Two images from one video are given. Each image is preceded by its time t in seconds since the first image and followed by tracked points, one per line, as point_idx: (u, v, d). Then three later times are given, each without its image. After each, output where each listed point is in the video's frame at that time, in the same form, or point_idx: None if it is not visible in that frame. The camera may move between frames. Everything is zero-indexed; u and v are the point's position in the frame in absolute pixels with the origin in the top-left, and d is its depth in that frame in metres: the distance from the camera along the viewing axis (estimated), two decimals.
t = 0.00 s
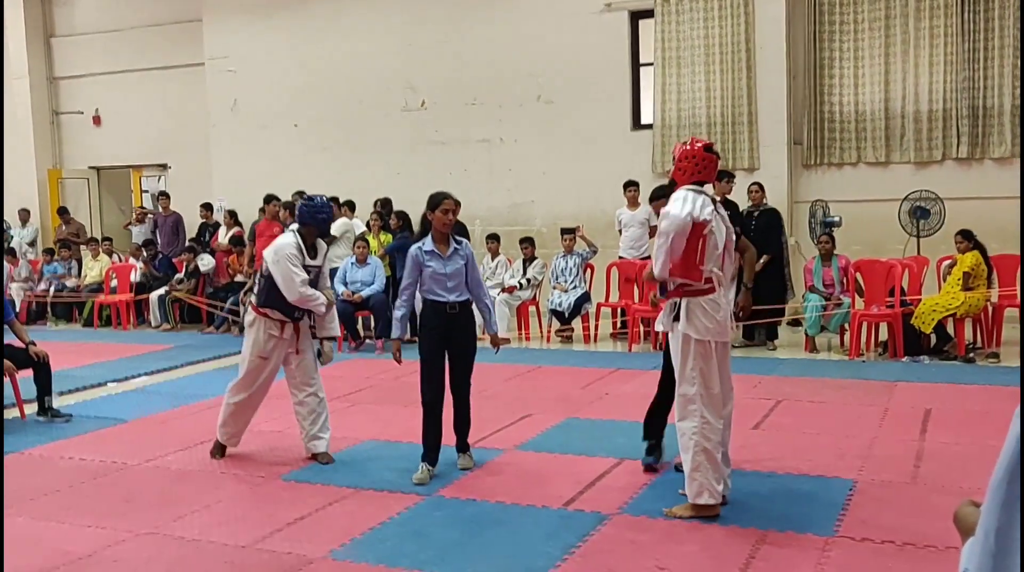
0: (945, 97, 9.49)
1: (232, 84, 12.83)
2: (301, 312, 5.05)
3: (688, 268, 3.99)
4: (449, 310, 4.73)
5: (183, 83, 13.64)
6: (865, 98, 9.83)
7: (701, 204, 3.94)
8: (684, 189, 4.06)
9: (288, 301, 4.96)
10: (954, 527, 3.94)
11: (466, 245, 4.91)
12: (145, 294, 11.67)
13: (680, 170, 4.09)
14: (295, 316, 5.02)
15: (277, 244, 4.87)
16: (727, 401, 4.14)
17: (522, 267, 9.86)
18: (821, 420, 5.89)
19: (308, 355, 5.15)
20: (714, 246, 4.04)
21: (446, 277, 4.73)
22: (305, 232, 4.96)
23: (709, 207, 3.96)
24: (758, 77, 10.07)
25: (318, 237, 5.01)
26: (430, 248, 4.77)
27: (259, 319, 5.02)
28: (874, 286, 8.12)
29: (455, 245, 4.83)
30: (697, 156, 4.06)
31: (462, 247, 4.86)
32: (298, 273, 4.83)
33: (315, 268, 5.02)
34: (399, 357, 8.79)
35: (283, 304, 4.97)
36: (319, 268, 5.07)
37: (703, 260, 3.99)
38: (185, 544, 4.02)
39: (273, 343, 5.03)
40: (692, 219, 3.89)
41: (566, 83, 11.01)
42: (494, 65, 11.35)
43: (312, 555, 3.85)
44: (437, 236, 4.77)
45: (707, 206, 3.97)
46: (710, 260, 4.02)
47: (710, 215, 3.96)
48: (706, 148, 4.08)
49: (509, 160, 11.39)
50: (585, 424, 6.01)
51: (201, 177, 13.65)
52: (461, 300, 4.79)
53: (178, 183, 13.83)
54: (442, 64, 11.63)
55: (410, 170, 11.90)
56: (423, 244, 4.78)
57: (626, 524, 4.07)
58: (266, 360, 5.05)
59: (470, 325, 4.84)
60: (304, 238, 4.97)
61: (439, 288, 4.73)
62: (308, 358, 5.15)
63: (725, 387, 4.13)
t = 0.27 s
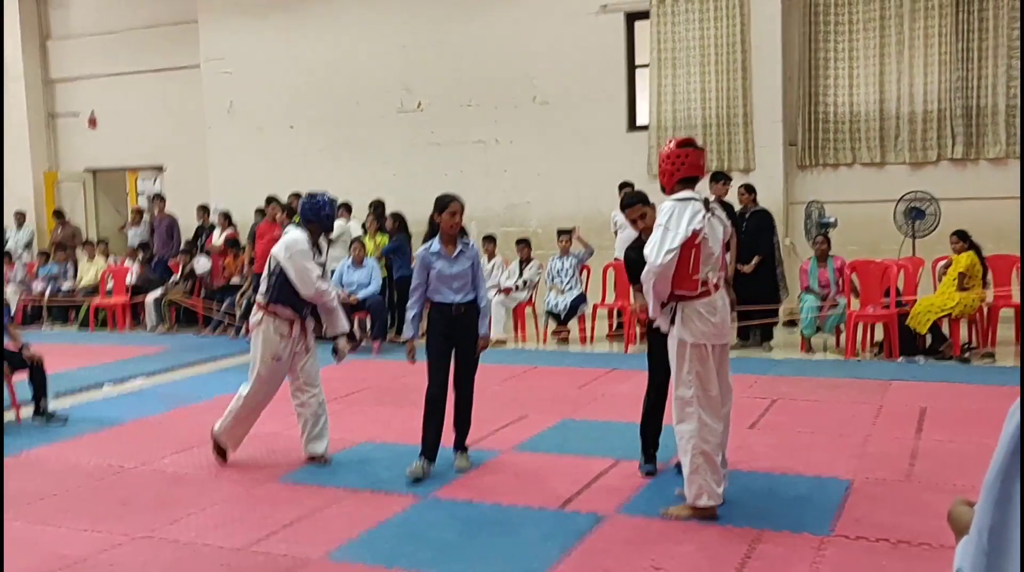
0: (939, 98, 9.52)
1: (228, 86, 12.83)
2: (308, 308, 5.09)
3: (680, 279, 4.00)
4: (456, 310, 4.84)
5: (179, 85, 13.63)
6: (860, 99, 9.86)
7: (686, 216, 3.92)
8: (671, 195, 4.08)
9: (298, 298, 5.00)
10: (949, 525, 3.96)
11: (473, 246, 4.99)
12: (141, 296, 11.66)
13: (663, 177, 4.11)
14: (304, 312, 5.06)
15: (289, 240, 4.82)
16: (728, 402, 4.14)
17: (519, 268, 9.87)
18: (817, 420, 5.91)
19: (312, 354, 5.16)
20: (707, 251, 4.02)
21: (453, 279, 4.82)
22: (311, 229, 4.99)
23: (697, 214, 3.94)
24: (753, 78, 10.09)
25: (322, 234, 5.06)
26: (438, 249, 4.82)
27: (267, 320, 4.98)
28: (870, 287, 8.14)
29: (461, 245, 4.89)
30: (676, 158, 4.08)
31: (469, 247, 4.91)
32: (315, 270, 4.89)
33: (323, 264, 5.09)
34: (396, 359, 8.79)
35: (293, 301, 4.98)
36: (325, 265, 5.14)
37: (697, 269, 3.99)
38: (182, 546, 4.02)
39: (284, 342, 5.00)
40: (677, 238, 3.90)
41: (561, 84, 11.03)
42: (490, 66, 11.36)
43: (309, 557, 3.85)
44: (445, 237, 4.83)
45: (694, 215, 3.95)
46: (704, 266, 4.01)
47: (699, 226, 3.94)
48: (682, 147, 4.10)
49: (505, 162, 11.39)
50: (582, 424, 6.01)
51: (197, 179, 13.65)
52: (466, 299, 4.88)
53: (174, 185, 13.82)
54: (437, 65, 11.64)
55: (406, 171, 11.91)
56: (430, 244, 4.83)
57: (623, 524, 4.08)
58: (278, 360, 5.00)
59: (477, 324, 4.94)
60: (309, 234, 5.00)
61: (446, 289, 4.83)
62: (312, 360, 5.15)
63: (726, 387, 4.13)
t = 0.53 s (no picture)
0: (936, 93, 9.52)
1: (224, 79, 12.79)
2: (300, 300, 5.06)
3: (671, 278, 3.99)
4: (456, 302, 4.92)
5: (175, 77, 13.59)
6: (857, 94, 9.85)
7: (677, 213, 3.89)
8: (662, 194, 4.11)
9: (285, 291, 4.97)
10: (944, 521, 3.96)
11: (477, 242, 5.08)
12: (137, 290, 11.63)
13: (651, 175, 4.14)
14: (295, 304, 5.03)
15: (270, 233, 4.86)
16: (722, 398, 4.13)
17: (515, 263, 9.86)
18: (813, 415, 5.91)
19: (307, 348, 5.15)
20: (699, 248, 4.00)
21: (455, 271, 4.91)
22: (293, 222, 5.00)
23: (687, 210, 3.91)
24: (750, 73, 10.08)
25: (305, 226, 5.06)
26: (441, 241, 4.93)
27: (259, 315, 4.97)
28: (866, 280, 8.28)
29: (464, 239, 4.99)
30: (660, 154, 4.10)
31: (473, 241, 5.01)
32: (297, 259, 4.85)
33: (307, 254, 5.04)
34: (392, 353, 8.78)
35: (283, 294, 4.96)
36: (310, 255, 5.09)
37: (687, 268, 3.98)
38: (178, 540, 4.01)
39: (277, 335, 4.98)
40: (670, 236, 3.86)
41: (558, 78, 11.01)
42: (487, 60, 11.33)
43: (304, 551, 3.85)
44: (448, 229, 4.95)
45: (685, 212, 3.92)
46: (695, 264, 4.01)
47: (690, 223, 3.91)
48: (663, 143, 4.11)
49: (502, 156, 11.38)
50: (578, 419, 6.02)
51: (193, 172, 13.61)
52: (466, 292, 4.96)
53: (170, 177, 13.79)
54: (434, 59, 11.61)
55: (402, 165, 11.89)
56: (434, 236, 4.95)
57: (618, 519, 4.08)
58: (272, 354, 4.97)
59: (478, 318, 5.01)
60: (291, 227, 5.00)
61: (447, 282, 4.92)
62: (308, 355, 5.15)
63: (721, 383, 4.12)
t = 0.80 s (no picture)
0: (933, 94, 9.54)
1: (222, 78, 12.78)
2: (277, 296, 4.99)
3: (663, 281, 4.01)
4: (452, 301, 4.97)
5: (174, 76, 13.57)
6: (855, 95, 9.86)
7: (670, 215, 3.91)
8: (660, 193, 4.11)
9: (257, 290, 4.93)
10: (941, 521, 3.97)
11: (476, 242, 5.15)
12: (134, 289, 11.62)
13: (648, 177, 4.14)
14: (271, 302, 4.97)
15: (228, 234, 4.89)
16: (717, 399, 4.13)
17: (513, 262, 9.85)
18: (810, 415, 5.92)
19: (293, 349, 5.11)
20: (693, 252, 4.01)
21: (452, 269, 4.98)
22: (256, 218, 4.98)
23: (681, 213, 3.92)
24: (748, 74, 10.09)
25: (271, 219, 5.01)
26: (440, 240, 5.01)
27: (238, 316, 4.95)
28: (863, 281, 8.17)
29: (463, 239, 5.05)
30: (655, 155, 4.11)
31: (470, 241, 5.07)
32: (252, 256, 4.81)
33: (275, 248, 4.97)
34: (389, 353, 8.78)
35: (256, 294, 4.95)
36: (281, 249, 5.02)
37: (679, 271, 3.99)
38: (175, 539, 4.01)
39: (256, 335, 4.95)
40: (662, 238, 3.88)
41: (556, 78, 11.01)
42: (485, 60, 11.33)
43: (302, 550, 3.85)
44: (446, 228, 5.01)
45: (678, 215, 3.92)
46: (688, 266, 4.01)
47: (683, 226, 3.92)
48: (659, 143, 4.13)
49: (499, 156, 11.38)
50: (574, 419, 6.02)
51: (190, 171, 13.59)
52: (464, 291, 5.01)
53: (167, 177, 13.77)
54: (431, 58, 11.61)
55: (400, 165, 11.88)
56: (433, 235, 5.03)
57: (616, 519, 4.08)
58: (250, 355, 4.94)
59: (476, 316, 5.07)
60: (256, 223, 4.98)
61: (445, 280, 4.99)
62: (293, 357, 5.11)
63: (715, 384, 4.12)
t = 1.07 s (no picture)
0: (931, 93, 9.55)
1: (219, 76, 12.76)
2: (254, 292, 4.93)
3: (657, 281, 4.01)
4: (443, 300, 5.01)
5: (171, 74, 13.55)
6: (852, 94, 9.87)
7: (664, 215, 3.92)
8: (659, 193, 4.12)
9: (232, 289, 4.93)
10: (938, 520, 3.98)
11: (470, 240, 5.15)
12: (131, 287, 11.61)
13: (647, 177, 4.15)
14: (249, 298, 4.93)
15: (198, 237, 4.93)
16: (715, 398, 4.13)
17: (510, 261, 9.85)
18: (806, 415, 5.93)
19: (279, 346, 5.06)
20: (688, 251, 4.01)
21: (442, 268, 5.01)
22: (228, 218, 4.99)
23: (676, 213, 3.94)
24: (746, 73, 10.09)
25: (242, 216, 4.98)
26: (432, 240, 5.06)
27: (220, 313, 4.95)
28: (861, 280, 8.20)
29: (455, 238, 5.07)
30: (654, 155, 4.12)
31: (463, 241, 5.08)
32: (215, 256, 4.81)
33: (246, 245, 4.94)
34: (386, 351, 8.78)
35: (231, 293, 4.92)
36: (255, 244, 4.98)
37: (674, 270, 3.99)
38: (173, 537, 4.01)
39: (236, 333, 4.93)
40: (654, 238, 3.89)
41: (554, 77, 11.00)
42: (482, 58, 11.33)
43: (300, 549, 3.85)
44: (438, 228, 5.04)
45: (673, 216, 3.94)
46: (683, 266, 4.01)
47: (676, 226, 3.92)
48: (658, 143, 4.13)
49: (497, 154, 11.38)
50: (571, 418, 6.02)
51: (187, 169, 13.57)
52: (455, 290, 5.03)
53: (165, 174, 13.76)
54: (429, 57, 11.60)
55: (397, 163, 11.88)
56: (426, 234, 5.08)
57: (613, 518, 4.08)
58: (233, 352, 4.93)
59: (469, 315, 5.07)
60: (228, 223, 4.99)
61: (435, 279, 5.02)
62: (279, 354, 5.07)
63: (712, 384, 4.12)
